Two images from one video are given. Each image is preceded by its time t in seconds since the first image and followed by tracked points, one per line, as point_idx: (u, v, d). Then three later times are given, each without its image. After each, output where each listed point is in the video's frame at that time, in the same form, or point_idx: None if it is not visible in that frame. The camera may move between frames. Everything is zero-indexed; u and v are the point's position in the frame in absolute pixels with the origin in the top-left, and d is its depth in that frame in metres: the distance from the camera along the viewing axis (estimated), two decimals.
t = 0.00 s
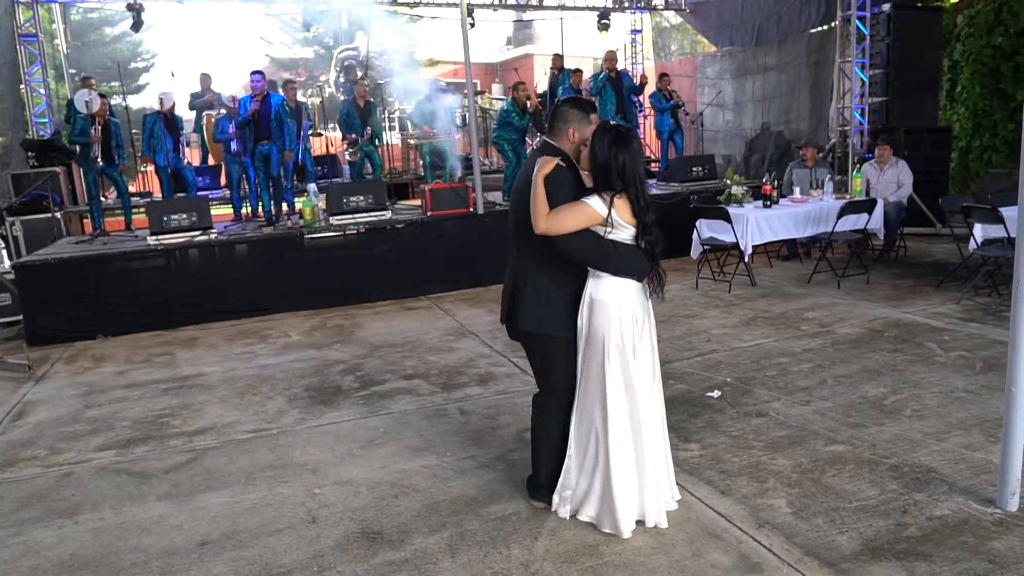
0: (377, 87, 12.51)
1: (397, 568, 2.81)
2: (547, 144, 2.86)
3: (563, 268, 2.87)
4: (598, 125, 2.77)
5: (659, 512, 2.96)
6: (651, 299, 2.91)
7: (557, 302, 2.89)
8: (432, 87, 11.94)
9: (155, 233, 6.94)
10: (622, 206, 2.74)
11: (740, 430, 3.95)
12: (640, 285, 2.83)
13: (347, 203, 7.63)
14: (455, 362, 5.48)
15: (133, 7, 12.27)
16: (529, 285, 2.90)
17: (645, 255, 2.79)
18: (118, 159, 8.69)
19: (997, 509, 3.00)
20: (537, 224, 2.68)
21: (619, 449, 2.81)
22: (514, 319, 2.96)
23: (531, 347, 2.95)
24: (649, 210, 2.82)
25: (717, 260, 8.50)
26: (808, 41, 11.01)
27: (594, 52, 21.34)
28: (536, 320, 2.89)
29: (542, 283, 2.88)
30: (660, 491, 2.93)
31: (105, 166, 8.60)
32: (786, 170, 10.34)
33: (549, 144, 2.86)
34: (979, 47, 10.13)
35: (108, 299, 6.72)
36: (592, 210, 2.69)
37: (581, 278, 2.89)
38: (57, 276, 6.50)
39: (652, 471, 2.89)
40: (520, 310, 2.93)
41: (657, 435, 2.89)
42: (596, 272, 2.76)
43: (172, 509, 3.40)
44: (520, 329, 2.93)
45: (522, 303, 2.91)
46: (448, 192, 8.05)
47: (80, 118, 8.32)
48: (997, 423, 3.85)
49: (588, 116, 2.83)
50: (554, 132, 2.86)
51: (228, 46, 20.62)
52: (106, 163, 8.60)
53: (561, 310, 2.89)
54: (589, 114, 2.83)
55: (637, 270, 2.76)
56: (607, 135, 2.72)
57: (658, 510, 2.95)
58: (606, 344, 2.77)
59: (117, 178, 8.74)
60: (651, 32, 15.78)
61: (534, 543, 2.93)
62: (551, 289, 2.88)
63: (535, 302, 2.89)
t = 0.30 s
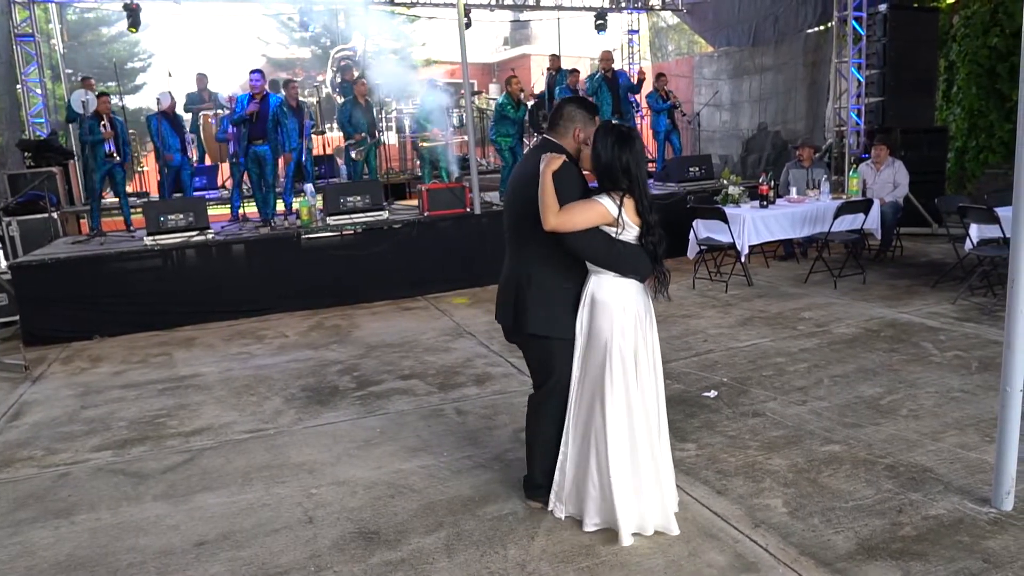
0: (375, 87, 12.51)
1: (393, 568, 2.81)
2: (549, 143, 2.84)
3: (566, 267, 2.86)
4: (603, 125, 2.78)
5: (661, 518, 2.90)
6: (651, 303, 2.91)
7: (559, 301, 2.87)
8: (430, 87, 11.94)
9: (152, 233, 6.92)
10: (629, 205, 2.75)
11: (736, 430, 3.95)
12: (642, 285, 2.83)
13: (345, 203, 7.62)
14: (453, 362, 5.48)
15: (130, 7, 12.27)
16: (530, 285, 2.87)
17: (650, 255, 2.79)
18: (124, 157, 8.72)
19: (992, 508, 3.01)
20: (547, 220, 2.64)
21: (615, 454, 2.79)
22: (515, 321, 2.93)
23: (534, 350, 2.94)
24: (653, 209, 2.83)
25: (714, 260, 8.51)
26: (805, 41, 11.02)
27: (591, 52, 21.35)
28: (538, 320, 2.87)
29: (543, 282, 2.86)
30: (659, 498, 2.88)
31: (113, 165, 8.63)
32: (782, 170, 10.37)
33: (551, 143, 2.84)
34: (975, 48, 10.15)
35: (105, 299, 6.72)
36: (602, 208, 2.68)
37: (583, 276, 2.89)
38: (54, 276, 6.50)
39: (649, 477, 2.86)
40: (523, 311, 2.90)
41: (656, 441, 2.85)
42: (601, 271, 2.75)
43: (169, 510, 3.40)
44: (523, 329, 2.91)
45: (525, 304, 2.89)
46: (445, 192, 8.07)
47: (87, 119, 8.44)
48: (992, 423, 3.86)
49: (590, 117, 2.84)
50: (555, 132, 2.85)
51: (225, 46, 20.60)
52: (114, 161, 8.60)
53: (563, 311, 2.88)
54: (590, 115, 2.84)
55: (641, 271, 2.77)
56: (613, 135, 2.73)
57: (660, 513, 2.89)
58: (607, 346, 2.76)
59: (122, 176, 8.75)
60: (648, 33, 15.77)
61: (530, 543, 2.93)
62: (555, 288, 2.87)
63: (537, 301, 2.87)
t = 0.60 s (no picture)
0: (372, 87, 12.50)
1: (392, 568, 2.81)
2: (555, 146, 2.83)
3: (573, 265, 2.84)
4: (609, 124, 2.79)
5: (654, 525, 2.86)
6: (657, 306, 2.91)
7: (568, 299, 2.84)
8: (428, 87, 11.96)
9: (150, 233, 6.91)
10: (642, 205, 2.76)
11: (734, 430, 3.96)
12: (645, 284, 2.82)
13: (342, 203, 7.62)
14: (451, 362, 5.49)
15: (127, 7, 12.28)
16: (539, 285, 2.85)
17: (653, 254, 2.76)
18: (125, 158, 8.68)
19: (990, 508, 3.02)
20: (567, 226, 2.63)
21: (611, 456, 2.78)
22: (525, 322, 2.91)
23: (544, 350, 2.91)
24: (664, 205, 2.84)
25: (712, 260, 8.52)
26: (802, 41, 11.04)
27: (588, 52, 21.35)
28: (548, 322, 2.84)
29: (552, 282, 2.83)
30: (652, 506, 2.85)
31: (114, 165, 8.61)
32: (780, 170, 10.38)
33: (556, 146, 2.83)
34: (972, 48, 10.16)
35: (103, 299, 6.71)
36: (618, 210, 2.69)
37: (589, 274, 2.87)
38: (52, 277, 6.49)
39: (645, 483, 2.85)
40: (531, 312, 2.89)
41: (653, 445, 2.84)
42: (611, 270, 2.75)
43: (167, 510, 3.40)
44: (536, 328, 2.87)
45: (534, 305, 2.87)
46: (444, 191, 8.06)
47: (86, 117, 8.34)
48: (990, 423, 3.87)
49: (591, 118, 2.86)
50: (560, 135, 2.84)
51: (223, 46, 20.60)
52: (112, 160, 8.56)
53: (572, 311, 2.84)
54: (591, 115, 2.86)
55: (643, 269, 2.75)
56: (622, 133, 2.72)
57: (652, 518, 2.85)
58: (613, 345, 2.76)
59: (124, 175, 8.71)
60: (646, 33, 15.76)
61: (529, 543, 2.93)
62: (564, 286, 2.83)
63: (546, 302, 2.84)
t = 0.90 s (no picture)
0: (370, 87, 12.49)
1: (391, 568, 2.81)
2: (560, 148, 2.77)
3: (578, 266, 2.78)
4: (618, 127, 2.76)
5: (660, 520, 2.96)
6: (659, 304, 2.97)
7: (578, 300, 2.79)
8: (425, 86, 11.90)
9: (147, 233, 6.89)
10: (655, 207, 2.74)
11: (733, 430, 3.95)
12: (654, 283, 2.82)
13: (341, 204, 7.58)
14: (450, 362, 5.48)
15: (125, 6, 12.27)
16: (548, 284, 2.77)
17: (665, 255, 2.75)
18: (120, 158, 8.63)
19: (989, 508, 3.02)
20: (603, 246, 2.59)
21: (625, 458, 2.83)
22: (527, 323, 2.86)
23: (556, 350, 2.83)
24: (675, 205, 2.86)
25: (710, 260, 8.52)
26: (800, 41, 11.05)
27: (587, 52, 21.34)
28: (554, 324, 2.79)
29: (560, 282, 2.76)
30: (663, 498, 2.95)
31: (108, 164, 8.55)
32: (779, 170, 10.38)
33: (562, 148, 2.77)
34: (970, 48, 10.17)
35: (100, 299, 6.69)
36: (636, 214, 2.66)
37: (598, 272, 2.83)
38: (49, 277, 6.47)
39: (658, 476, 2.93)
40: (532, 311, 2.83)
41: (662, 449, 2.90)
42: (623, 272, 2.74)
43: (165, 511, 3.38)
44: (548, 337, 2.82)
45: (536, 306, 2.81)
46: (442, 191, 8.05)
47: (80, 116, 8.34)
48: (989, 423, 3.86)
49: (597, 120, 2.82)
50: (565, 137, 2.79)
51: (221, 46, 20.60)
52: (104, 161, 8.51)
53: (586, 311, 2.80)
54: (595, 118, 2.82)
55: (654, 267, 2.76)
56: (635, 134, 2.71)
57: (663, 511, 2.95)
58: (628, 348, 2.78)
59: (119, 174, 8.67)
60: (644, 33, 15.74)
61: (528, 543, 2.93)
62: (574, 286, 2.78)
63: (548, 303, 2.79)
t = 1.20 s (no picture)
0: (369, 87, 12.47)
1: (390, 568, 2.80)
2: (571, 147, 2.75)
3: (584, 266, 2.75)
4: (630, 128, 2.80)
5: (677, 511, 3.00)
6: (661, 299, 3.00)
7: (586, 302, 2.76)
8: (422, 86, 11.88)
9: (145, 233, 6.90)
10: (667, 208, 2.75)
11: (733, 430, 3.94)
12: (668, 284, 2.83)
13: (340, 203, 7.59)
14: (449, 362, 5.48)
15: (123, 6, 12.24)
16: (564, 286, 2.75)
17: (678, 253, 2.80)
18: (107, 157, 8.65)
19: (990, 507, 3.01)
20: (656, 282, 2.66)
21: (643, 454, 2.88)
22: (530, 325, 2.84)
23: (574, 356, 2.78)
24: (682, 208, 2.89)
25: (710, 260, 8.52)
26: (798, 41, 11.06)
27: (586, 51, 21.32)
28: (558, 326, 2.77)
29: (577, 285, 2.75)
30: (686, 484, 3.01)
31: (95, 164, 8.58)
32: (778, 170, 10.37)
33: (573, 146, 2.75)
34: (969, 48, 10.18)
35: (98, 299, 6.67)
36: (656, 221, 2.67)
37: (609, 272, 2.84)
38: (47, 276, 6.46)
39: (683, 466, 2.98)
40: (535, 312, 2.81)
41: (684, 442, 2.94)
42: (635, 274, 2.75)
43: (163, 511, 3.38)
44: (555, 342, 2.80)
45: (540, 307, 2.80)
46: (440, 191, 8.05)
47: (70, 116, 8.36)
48: (988, 422, 3.86)
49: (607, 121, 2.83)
50: (577, 137, 2.77)
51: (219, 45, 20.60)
52: (91, 161, 8.53)
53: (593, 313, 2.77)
54: (605, 117, 2.83)
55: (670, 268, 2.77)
56: (649, 136, 2.76)
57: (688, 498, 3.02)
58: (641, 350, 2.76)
59: (107, 174, 8.68)
60: (643, 32, 15.72)
61: (527, 544, 2.92)
62: (588, 288, 2.76)
63: (553, 305, 2.77)
